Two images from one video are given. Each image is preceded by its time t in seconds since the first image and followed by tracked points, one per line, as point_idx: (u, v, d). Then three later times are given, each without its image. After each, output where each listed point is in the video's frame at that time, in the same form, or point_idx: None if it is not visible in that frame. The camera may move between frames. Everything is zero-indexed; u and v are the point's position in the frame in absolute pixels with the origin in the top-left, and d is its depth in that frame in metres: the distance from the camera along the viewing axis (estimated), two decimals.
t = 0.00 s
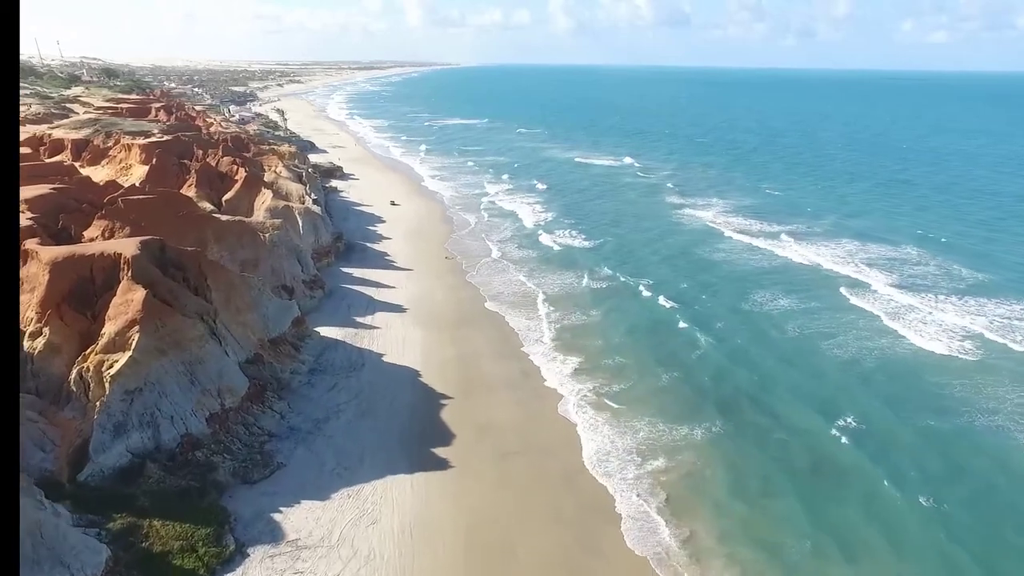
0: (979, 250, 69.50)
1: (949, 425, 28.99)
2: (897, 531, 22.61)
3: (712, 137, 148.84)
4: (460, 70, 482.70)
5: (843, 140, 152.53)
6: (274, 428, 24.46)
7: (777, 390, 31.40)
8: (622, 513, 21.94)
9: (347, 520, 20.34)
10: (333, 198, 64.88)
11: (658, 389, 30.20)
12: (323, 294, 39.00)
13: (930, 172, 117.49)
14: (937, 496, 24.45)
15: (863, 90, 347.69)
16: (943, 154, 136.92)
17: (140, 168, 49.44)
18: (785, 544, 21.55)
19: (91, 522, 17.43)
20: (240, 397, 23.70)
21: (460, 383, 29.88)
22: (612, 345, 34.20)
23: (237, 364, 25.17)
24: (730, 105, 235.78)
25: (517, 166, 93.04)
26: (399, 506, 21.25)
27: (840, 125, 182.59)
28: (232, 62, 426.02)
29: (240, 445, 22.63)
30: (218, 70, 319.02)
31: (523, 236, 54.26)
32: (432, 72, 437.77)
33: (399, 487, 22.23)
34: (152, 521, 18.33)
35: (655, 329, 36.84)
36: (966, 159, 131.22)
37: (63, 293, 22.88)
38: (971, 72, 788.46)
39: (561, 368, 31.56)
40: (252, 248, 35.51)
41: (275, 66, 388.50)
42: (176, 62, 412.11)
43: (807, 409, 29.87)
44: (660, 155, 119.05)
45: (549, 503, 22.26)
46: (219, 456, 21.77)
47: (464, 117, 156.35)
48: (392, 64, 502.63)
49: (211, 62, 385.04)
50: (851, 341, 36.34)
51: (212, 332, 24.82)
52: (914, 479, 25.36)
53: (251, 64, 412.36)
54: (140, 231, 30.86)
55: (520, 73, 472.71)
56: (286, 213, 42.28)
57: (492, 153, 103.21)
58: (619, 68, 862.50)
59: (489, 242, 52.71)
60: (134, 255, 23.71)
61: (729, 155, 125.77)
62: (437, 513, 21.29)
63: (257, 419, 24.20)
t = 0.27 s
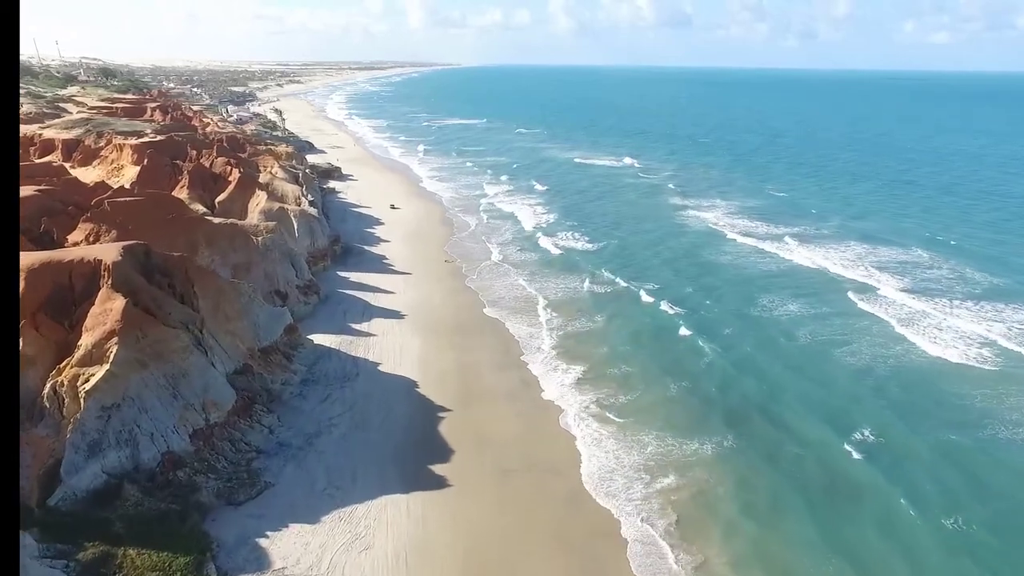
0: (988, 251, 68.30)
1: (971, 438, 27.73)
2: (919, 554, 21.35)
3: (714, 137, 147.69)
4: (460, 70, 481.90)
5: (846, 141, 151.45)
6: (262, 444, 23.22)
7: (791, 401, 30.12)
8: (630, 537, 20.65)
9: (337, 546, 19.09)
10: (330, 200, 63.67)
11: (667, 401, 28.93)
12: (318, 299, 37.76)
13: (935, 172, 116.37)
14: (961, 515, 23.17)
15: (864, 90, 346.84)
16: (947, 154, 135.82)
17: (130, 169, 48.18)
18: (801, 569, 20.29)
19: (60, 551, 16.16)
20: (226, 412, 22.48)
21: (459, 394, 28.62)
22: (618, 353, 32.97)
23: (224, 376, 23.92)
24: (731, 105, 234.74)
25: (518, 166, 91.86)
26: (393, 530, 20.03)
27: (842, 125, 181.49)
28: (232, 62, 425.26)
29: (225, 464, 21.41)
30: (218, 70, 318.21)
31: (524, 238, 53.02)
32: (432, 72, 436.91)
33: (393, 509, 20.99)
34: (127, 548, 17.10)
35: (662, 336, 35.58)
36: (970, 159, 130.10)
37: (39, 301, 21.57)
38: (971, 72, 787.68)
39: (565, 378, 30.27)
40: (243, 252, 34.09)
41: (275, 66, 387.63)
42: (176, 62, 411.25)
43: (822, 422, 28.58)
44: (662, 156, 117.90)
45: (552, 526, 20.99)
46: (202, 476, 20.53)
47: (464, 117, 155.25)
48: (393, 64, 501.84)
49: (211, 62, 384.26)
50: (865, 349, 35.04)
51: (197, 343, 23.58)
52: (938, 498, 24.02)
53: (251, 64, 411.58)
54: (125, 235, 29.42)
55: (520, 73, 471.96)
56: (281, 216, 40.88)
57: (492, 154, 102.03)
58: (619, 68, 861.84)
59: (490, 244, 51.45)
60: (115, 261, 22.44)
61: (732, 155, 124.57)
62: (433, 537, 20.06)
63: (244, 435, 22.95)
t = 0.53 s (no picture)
0: (999, 253, 67.04)
1: (996, 453, 26.39)
2: None
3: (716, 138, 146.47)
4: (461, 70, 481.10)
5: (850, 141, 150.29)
6: (249, 462, 21.95)
7: (807, 412, 28.80)
8: (637, 565, 19.33)
9: None
10: (327, 201, 62.43)
11: (678, 414, 27.62)
12: (312, 306, 36.50)
13: (940, 172, 115.09)
14: (989, 537, 21.81)
15: (866, 90, 345.82)
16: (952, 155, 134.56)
17: (121, 170, 46.93)
18: None
19: None
20: (210, 427, 21.19)
21: (460, 408, 27.37)
22: (624, 362, 31.69)
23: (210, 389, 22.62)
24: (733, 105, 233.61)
25: (520, 167, 90.61)
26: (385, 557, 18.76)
27: (845, 126, 180.30)
28: (233, 62, 424.43)
29: (208, 484, 20.11)
30: (219, 71, 317.41)
31: (525, 241, 51.75)
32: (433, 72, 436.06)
33: (386, 533, 19.69)
34: None
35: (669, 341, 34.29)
36: (975, 159, 128.78)
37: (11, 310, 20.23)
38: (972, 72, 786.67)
39: (569, 389, 28.97)
40: (235, 256, 32.79)
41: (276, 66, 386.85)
42: (177, 62, 410.48)
43: (838, 435, 27.25)
44: (665, 156, 116.66)
45: (556, 551, 19.67)
46: (183, 498, 19.25)
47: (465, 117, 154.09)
48: (393, 64, 501.08)
49: (212, 62, 383.53)
50: (880, 357, 33.74)
51: (181, 355, 22.31)
52: (963, 518, 22.69)
53: (251, 64, 410.92)
54: (109, 239, 28.24)
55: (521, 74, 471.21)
56: (275, 218, 39.53)
57: (493, 154, 100.83)
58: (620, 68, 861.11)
59: (490, 247, 50.15)
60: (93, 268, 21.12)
61: (735, 155, 123.34)
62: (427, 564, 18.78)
63: (230, 452, 21.66)
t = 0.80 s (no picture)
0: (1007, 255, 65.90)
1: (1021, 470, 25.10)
2: None
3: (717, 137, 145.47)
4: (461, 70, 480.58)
5: (851, 141, 149.33)
6: (233, 482, 20.71)
7: (823, 425, 27.57)
8: None
9: None
10: (324, 202, 61.25)
11: (686, 427, 26.40)
12: (306, 311, 35.28)
13: (944, 172, 114.01)
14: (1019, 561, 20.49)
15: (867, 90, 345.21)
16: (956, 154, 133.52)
17: (110, 171, 45.73)
18: None
19: None
20: (192, 446, 19.96)
21: (459, 419, 26.06)
22: (630, 371, 30.46)
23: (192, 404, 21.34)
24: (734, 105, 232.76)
25: (520, 167, 89.48)
26: None
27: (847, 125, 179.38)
28: (232, 62, 423.71)
29: (189, 507, 18.86)
30: (218, 71, 316.75)
31: (526, 243, 50.54)
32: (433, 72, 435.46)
33: (378, 560, 18.44)
34: None
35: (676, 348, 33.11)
36: (979, 159, 127.62)
37: None
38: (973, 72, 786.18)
39: (573, 400, 27.71)
40: (224, 260, 31.55)
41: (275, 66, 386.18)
42: (177, 62, 409.89)
43: (856, 450, 26.01)
44: (666, 156, 115.59)
45: None
46: (161, 523, 17.97)
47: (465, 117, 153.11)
48: (393, 65, 500.39)
49: (211, 62, 382.93)
50: (895, 365, 32.49)
51: (162, 368, 21.09)
52: (989, 541, 21.41)
53: (251, 64, 410.26)
54: (92, 242, 26.97)
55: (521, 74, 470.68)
56: (268, 221, 38.29)
57: (493, 154, 99.76)
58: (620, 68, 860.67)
59: (490, 249, 48.93)
60: (67, 275, 19.86)
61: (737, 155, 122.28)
62: None
63: (214, 472, 20.40)
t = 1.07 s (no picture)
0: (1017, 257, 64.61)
1: None
2: None
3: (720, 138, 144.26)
4: (461, 70, 480.05)
5: (854, 141, 148.13)
6: (217, 504, 19.44)
7: (842, 439, 26.31)
8: None
9: None
10: (321, 203, 59.99)
11: (698, 442, 25.15)
12: (298, 318, 34.00)
13: (949, 173, 112.75)
14: None
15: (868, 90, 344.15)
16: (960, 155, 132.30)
17: (99, 171, 44.50)
18: None
19: None
20: (173, 466, 18.69)
21: (460, 434, 24.80)
22: (638, 381, 29.21)
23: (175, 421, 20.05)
24: (736, 105, 231.75)
25: (521, 167, 88.25)
26: None
27: (849, 126, 178.23)
28: (232, 62, 423.31)
29: (168, 534, 17.56)
30: (219, 72, 316.52)
31: (527, 246, 49.24)
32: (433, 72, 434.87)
33: None
34: None
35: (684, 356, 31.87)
36: (984, 159, 126.34)
37: None
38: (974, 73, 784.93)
39: (578, 412, 26.44)
40: (214, 264, 30.29)
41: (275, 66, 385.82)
42: (177, 62, 409.75)
43: (878, 465, 24.78)
44: (669, 156, 114.44)
45: None
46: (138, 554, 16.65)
47: (465, 117, 152.07)
48: (394, 65, 500.18)
49: (211, 62, 382.49)
50: (913, 374, 31.19)
51: (142, 382, 19.82)
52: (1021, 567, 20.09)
53: (251, 64, 410.05)
54: (76, 247, 25.30)
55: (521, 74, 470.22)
56: (261, 223, 37.01)
57: (493, 154, 98.60)
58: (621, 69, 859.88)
59: (490, 252, 47.65)
60: (40, 284, 18.58)
61: (740, 155, 121.06)
62: None
63: (196, 494, 19.09)
